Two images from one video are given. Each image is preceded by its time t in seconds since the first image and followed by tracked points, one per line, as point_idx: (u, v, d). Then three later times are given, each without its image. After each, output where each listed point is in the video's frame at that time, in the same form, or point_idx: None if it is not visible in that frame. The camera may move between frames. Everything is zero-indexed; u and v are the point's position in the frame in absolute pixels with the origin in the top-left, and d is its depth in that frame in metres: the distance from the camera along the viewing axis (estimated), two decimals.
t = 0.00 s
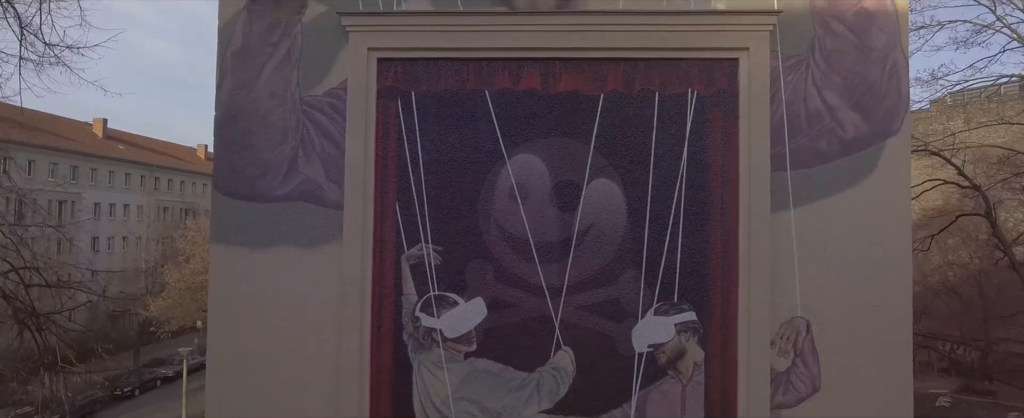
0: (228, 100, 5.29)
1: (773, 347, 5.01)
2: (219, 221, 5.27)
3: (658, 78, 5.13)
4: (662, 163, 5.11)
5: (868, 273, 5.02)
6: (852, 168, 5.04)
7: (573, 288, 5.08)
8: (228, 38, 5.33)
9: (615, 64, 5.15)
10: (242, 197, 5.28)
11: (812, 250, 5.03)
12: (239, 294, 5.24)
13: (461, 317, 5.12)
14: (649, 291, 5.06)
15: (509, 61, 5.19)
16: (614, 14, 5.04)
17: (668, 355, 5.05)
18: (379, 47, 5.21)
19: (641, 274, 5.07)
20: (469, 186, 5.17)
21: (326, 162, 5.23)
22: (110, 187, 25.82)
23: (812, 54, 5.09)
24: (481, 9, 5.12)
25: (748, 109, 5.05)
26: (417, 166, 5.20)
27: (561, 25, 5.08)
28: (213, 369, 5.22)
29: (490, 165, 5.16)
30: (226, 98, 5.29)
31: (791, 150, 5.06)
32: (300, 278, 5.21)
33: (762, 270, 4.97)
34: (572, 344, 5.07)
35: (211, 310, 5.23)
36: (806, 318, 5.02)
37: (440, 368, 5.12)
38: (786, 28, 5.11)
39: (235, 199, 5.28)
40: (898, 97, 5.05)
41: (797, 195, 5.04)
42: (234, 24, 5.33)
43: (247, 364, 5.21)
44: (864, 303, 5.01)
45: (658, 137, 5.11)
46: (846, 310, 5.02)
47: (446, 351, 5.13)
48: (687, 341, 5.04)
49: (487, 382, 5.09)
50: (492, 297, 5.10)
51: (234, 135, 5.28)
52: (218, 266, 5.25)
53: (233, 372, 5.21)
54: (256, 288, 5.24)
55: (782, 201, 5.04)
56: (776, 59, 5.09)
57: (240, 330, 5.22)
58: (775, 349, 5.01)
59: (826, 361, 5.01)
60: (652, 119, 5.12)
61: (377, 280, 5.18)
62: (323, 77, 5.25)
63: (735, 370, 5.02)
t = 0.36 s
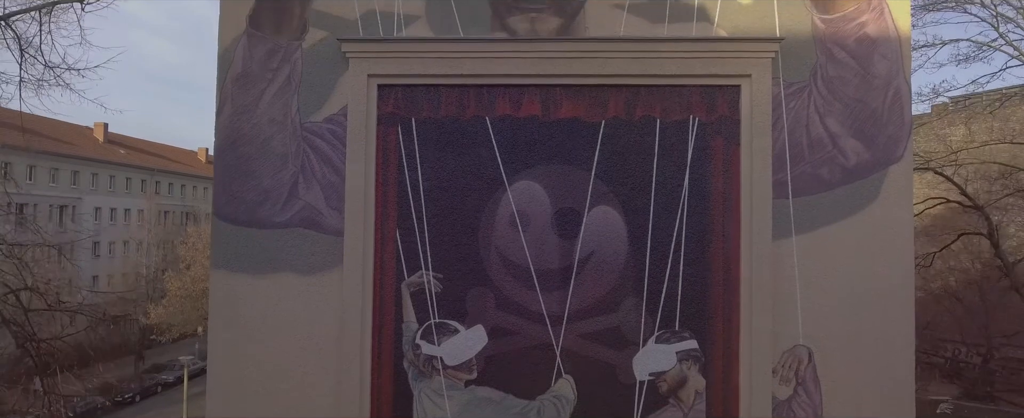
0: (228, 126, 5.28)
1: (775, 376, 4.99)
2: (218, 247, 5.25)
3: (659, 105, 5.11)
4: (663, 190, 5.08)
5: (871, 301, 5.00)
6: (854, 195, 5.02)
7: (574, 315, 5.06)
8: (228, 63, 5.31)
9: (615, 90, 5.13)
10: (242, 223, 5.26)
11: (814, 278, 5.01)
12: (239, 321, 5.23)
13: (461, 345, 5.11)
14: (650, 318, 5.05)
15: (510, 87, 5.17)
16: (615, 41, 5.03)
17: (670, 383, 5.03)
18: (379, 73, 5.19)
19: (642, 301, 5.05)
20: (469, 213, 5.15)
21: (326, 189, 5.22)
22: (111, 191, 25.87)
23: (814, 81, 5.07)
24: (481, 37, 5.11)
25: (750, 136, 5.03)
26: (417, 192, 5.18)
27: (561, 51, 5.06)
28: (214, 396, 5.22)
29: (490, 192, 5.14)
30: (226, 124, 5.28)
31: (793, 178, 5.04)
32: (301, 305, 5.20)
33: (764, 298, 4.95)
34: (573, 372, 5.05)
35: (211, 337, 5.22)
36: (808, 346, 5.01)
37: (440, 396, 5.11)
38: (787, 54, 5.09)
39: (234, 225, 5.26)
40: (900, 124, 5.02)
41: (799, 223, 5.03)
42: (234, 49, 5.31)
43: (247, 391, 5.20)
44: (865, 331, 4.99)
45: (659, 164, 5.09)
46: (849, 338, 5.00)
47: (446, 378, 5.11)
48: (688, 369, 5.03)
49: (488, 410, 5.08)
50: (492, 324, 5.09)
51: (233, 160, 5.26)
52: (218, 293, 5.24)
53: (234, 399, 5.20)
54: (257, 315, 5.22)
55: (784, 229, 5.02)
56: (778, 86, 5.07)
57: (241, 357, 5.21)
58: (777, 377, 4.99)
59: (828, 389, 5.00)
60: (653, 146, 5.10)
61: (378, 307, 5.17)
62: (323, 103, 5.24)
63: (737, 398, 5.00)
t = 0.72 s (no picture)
0: (228, 149, 5.26)
1: (777, 401, 4.97)
2: (218, 270, 5.23)
3: (661, 129, 5.08)
4: (664, 213, 5.07)
5: (874, 325, 4.98)
6: (856, 219, 5.00)
7: (575, 340, 5.04)
8: (228, 85, 5.29)
9: (616, 113, 5.11)
10: (242, 246, 5.24)
11: (817, 302, 4.99)
12: (240, 344, 5.21)
13: (462, 368, 5.09)
14: (652, 343, 5.03)
15: (510, 110, 5.14)
16: (616, 64, 5.00)
17: (671, 408, 5.01)
18: (379, 96, 5.17)
19: (643, 325, 5.03)
20: (470, 236, 5.13)
21: (326, 212, 5.20)
22: (111, 195, 25.87)
23: (816, 104, 5.04)
24: (482, 59, 5.09)
25: (752, 160, 5.01)
26: (417, 216, 5.16)
27: (562, 75, 5.04)
28: None
29: (491, 216, 5.12)
30: (226, 146, 5.26)
31: (795, 201, 5.02)
32: (301, 328, 5.18)
33: (766, 323, 4.93)
34: (574, 396, 5.02)
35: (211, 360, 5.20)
36: (810, 371, 4.99)
37: None
38: (789, 77, 5.07)
39: (234, 248, 5.24)
40: (903, 147, 5.00)
41: (801, 247, 5.01)
42: (234, 71, 5.29)
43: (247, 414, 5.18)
44: (868, 356, 4.98)
45: (660, 187, 5.07)
46: (851, 362, 4.98)
47: (447, 402, 5.09)
48: (690, 393, 5.01)
49: None
50: (493, 348, 5.07)
51: (233, 183, 5.24)
52: (219, 316, 5.22)
53: None
54: (257, 338, 5.20)
55: (787, 253, 5.00)
56: (780, 109, 5.05)
57: (241, 381, 5.20)
58: (779, 402, 4.97)
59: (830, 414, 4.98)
60: (654, 169, 5.08)
61: (378, 331, 5.16)
62: (324, 126, 5.22)
63: None
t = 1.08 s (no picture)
0: (228, 174, 5.23)
1: None
2: (219, 296, 5.20)
3: (664, 155, 5.05)
4: (668, 240, 5.03)
5: (878, 353, 4.95)
6: (861, 246, 4.97)
7: (578, 367, 5.01)
8: (228, 109, 5.25)
9: (620, 139, 5.07)
10: (242, 272, 5.21)
11: (821, 330, 4.96)
12: (241, 372, 5.18)
13: (465, 396, 5.06)
14: (656, 371, 5.00)
15: (513, 136, 5.11)
16: (619, 90, 4.97)
17: None
18: (380, 121, 5.13)
19: (647, 352, 5.01)
20: (472, 263, 5.10)
21: (328, 238, 5.16)
22: (111, 199, 25.82)
23: (821, 130, 5.01)
24: (484, 85, 5.06)
25: (757, 186, 4.98)
26: (420, 242, 5.13)
27: (565, 100, 5.02)
28: None
29: (494, 242, 5.09)
30: (226, 171, 5.23)
31: (799, 228, 4.98)
32: (303, 355, 5.14)
33: (771, 351, 4.90)
34: None
35: (213, 388, 5.17)
36: (815, 399, 4.96)
37: None
38: (794, 102, 5.04)
39: (235, 274, 5.21)
40: (908, 174, 4.97)
41: (805, 274, 4.97)
42: (235, 96, 5.25)
43: None
44: (872, 384, 4.95)
45: (664, 214, 5.03)
46: (857, 391, 4.95)
47: None
48: None
49: None
50: (497, 375, 5.04)
51: (233, 209, 5.21)
52: (220, 343, 5.18)
53: None
54: (259, 365, 5.18)
55: (791, 280, 4.97)
56: (785, 135, 5.01)
57: (242, 408, 5.17)
58: None
59: None
60: (658, 195, 5.04)
61: (381, 357, 5.13)
62: (325, 151, 5.18)
63: None
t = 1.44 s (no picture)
0: (230, 195, 5.20)
1: None
2: (221, 319, 5.18)
3: (669, 177, 5.02)
4: (672, 263, 5.01)
5: (884, 377, 4.92)
6: (866, 269, 4.94)
7: (582, 391, 4.99)
8: (229, 131, 5.22)
9: (623, 161, 5.04)
10: (244, 294, 5.18)
11: (826, 353, 4.93)
12: (244, 395, 5.16)
13: None
14: (660, 394, 4.97)
15: (516, 158, 5.08)
16: (623, 113, 4.94)
17: None
18: (382, 143, 5.11)
19: (651, 376, 4.98)
20: (475, 286, 5.07)
21: (330, 260, 5.14)
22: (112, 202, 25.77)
23: (826, 153, 4.98)
24: (487, 107, 5.03)
25: (762, 209, 4.95)
26: (423, 264, 5.11)
27: (569, 123, 4.99)
28: None
29: (497, 265, 5.06)
30: (227, 193, 5.20)
31: (804, 251, 4.95)
32: (305, 378, 5.12)
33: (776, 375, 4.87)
34: None
35: (215, 411, 5.15)
36: None
37: None
38: (799, 124, 5.01)
39: (237, 296, 5.18)
40: (914, 196, 4.94)
41: (810, 297, 4.94)
42: (237, 117, 5.22)
43: None
44: (877, 408, 4.92)
45: (668, 237, 5.01)
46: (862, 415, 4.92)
47: None
48: None
49: None
50: (500, 399, 5.03)
51: (236, 231, 5.19)
52: (222, 366, 5.16)
53: None
54: (261, 387, 5.15)
55: (796, 303, 4.94)
56: (790, 157, 4.98)
57: None
58: None
59: None
60: (662, 218, 5.01)
61: (384, 380, 5.11)
62: (328, 173, 5.16)
63: None
